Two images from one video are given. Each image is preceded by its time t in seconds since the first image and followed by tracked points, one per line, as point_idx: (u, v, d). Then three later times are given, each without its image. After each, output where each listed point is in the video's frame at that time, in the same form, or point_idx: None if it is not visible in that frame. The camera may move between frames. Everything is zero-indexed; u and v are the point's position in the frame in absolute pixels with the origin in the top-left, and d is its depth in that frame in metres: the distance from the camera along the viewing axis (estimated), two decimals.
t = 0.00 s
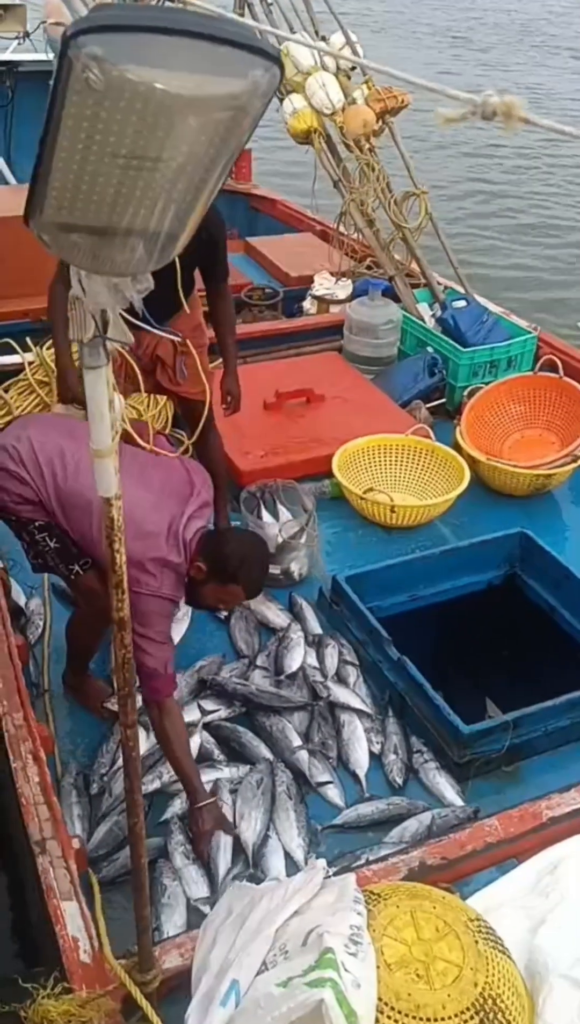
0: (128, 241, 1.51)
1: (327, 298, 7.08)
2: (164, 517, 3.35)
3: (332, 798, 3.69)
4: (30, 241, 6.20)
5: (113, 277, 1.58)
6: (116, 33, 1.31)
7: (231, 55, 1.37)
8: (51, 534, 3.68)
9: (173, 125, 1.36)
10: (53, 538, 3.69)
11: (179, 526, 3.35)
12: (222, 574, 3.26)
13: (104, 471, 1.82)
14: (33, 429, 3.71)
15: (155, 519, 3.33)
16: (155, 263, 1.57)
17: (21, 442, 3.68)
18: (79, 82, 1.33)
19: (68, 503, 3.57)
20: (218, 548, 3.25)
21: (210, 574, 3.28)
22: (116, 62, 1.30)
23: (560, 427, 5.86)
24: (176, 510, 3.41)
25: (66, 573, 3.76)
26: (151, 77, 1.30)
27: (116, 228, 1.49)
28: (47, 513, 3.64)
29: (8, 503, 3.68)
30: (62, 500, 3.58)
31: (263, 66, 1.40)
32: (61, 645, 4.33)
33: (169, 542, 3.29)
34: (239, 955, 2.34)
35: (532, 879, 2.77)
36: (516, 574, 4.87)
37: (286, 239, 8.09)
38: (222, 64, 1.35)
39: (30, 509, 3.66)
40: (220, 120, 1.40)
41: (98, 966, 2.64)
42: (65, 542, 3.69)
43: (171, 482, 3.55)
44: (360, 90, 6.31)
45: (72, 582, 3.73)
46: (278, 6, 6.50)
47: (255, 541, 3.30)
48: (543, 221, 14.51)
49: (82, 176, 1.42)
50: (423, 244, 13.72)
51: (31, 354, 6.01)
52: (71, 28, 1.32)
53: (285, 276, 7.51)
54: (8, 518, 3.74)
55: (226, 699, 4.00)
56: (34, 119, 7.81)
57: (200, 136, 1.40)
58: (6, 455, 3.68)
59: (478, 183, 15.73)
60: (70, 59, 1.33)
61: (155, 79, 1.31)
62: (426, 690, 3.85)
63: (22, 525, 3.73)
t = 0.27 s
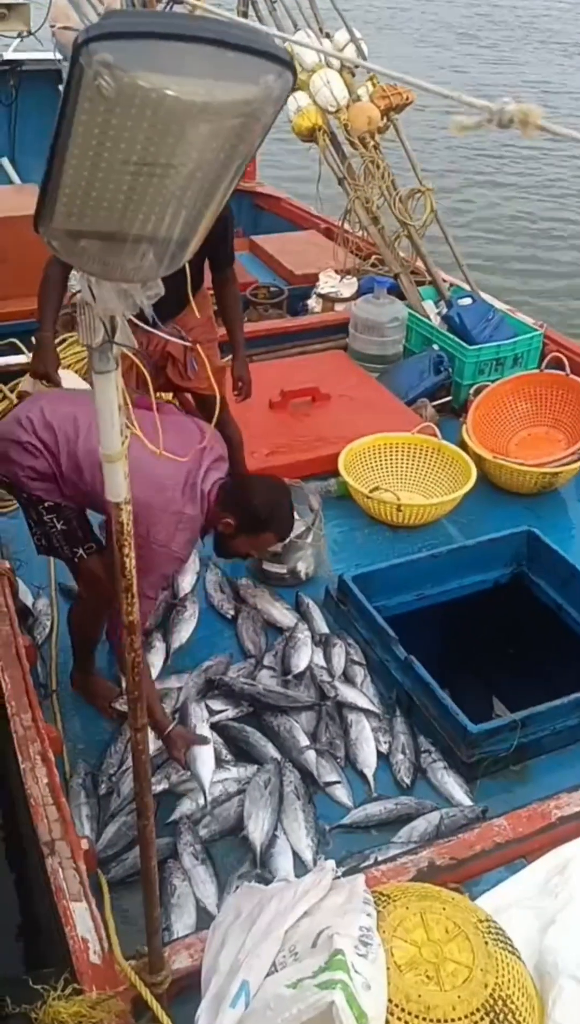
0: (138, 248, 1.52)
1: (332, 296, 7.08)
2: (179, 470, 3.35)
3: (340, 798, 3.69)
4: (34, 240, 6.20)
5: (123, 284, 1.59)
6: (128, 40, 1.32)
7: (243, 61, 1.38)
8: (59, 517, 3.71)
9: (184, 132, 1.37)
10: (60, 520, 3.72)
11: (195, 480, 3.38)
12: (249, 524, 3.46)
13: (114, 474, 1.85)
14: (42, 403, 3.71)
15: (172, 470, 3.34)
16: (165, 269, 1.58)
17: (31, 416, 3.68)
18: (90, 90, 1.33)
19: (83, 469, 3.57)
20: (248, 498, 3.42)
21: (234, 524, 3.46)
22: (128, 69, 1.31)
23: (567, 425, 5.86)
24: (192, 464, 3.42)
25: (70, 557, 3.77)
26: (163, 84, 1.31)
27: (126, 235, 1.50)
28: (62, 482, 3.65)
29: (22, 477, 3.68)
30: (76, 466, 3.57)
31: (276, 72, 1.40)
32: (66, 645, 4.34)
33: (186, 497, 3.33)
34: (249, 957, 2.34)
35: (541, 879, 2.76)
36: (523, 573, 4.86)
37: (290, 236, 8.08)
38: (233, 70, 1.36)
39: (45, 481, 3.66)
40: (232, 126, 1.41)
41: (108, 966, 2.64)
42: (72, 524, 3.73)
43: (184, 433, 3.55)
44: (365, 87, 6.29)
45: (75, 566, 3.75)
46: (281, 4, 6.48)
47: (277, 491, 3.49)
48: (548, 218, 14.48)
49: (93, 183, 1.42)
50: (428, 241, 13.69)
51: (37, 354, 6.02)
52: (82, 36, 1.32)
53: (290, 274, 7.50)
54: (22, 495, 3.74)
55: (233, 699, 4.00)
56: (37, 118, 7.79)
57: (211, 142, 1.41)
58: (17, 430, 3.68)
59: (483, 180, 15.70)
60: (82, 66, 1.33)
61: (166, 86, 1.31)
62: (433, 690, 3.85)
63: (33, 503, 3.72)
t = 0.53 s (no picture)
0: (147, 255, 1.53)
1: (336, 295, 7.07)
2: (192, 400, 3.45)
3: (347, 798, 3.69)
4: (38, 239, 6.19)
5: (132, 289, 1.60)
6: (139, 51, 1.32)
7: (252, 71, 1.39)
8: (68, 497, 3.79)
9: (195, 142, 1.38)
10: (68, 500, 3.80)
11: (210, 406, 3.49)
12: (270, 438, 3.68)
13: (123, 481, 1.86)
14: (45, 375, 3.63)
15: (189, 410, 3.43)
16: (175, 275, 1.60)
17: (36, 391, 3.61)
18: (101, 100, 1.33)
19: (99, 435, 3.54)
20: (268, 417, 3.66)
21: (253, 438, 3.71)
22: (138, 80, 1.31)
23: (572, 424, 5.85)
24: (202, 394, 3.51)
25: (76, 537, 3.87)
26: (173, 94, 1.31)
27: (135, 242, 1.51)
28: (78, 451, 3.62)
29: (36, 454, 3.65)
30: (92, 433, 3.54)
31: (286, 82, 1.42)
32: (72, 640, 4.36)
33: (204, 428, 3.45)
34: (257, 958, 2.34)
35: (549, 878, 2.76)
36: (529, 573, 4.86)
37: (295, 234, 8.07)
38: (243, 79, 1.38)
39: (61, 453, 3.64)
40: (242, 135, 1.42)
41: (116, 968, 2.65)
42: (79, 505, 3.82)
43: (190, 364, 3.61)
44: (369, 85, 6.26)
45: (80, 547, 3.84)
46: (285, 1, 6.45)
47: (294, 409, 3.67)
48: (553, 214, 14.46)
49: (102, 191, 1.43)
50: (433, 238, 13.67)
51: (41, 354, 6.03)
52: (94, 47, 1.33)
53: (295, 272, 7.49)
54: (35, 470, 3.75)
55: (240, 699, 4.00)
56: (40, 115, 7.77)
57: (220, 150, 1.42)
58: (24, 408, 3.63)
59: (487, 176, 15.67)
60: (92, 77, 1.33)
61: (176, 97, 1.32)
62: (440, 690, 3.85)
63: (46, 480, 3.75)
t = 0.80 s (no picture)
0: (159, 256, 1.54)
1: (339, 295, 7.07)
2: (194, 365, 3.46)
3: (352, 798, 3.69)
4: (41, 241, 6.19)
5: (144, 290, 1.61)
6: (157, 52, 1.32)
7: (270, 72, 1.37)
8: (77, 483, 3.69)
9: (210, 144, 1.38)
10: (76, 487, 3.70)
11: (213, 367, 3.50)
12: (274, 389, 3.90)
13: (131, 481, 1.86)
14: (47, 365, 3.56)
15: (195, 376, 3.46)
16: (186, 276, 1.60)
17: (42, 381, 3.54)
18: (118, 100, 1.34)
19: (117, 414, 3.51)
20: (272, 369, 3.88)
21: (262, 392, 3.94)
22: (156, 81, 1.32)
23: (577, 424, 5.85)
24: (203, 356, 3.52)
25: (83, 525, 3.75)
26: (189, 95, 1.31)
27: (147, 242, 1.51)
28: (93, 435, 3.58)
29: (49, 444, 3.57)
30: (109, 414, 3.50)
31: (303, 83, 1.41)
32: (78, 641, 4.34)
33: (215, 392, 3.49)
34: (264, 958, 2.33)
35: (557, 877, 2.75)
36: (534, 573, 4.86)
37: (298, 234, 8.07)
38: (260, 80, 1.37)
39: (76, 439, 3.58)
40: (258, 137, 1.41)
41: (123, 968, 2.64)
42: (88, 491, 3.72)
43: (189, 333, 3.66)
44: (372, 85, 6.25)
45: (88, 534, 3.77)
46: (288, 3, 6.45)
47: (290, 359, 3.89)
48: (556, 213, 14.44)
49: (116, 190, 1.44)
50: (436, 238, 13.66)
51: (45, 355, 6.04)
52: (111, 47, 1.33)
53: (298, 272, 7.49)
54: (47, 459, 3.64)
55: (245, 699, 4.00)
56: (43, 117, 7.76)
57: (235, 151, 1.42)
58: (31, 400, 3.55)
59: (490, 175, 15.66)
60: (110, 78, 1.33)
61: (192, 97, 1.32)
62: (445, 690, 3.85)
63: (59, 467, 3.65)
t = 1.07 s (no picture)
0: (177, 253, 1.55)
1: (342, 295, 7.07)
2: (197, 355, 3.52)
3: (357, 798, 3.69)
4: (44, 241, 6.19)
5: (160, 288, 1.62)
6: (182, 49, 1.32)
7: (293, 68, 1.38)
8: (88, 473, 3.74)
9: (231, 140, 1.39)
10: (87, 478, 3.75)
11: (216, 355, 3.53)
12: (272, 383, 3.77)
13: (143, 478, 1.86)
14: (56, 359, 3.62)
15: (199, 368, 3.49)
16: (202, 273, 1.61)
17: (52, 374, 3.60)
18: (142, 97, 1.34)
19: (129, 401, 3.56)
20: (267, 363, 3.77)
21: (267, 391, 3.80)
22: (181, 78, 1.32)
23: None
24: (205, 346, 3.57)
25: (93, 516, 3.79)
26: (213, 91, 1.32)
27: (165, 239, 1.52)
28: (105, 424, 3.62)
29: (62, 436, 3.61)
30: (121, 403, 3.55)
31: (325, 79, 1.41)
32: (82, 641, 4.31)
33: (220, 382, 3.51)
34: (270, 960, 2.31)
35: (564, 878, 2.74)
36: (538, 574, 4.86)
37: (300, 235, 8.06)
38: (283, 75, 1.37)
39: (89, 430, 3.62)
40: (278, 133, 1.42)
41: (128, 968, 2.64)
42: (98, 482, 3.77)
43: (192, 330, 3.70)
44: (375, 86, 6.23)
45: (97, 526, 3.80)
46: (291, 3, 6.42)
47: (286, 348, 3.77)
48: (559, 212, 14.42)
49: (136, 188, 1.44)
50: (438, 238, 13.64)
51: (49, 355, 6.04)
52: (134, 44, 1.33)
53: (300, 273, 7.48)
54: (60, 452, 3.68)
55: (249, 699, 4.00)
56: (46, 119, 7.74)
57: (255, 147, 1.42)
58: (42, 394, 3.59)
59: (492, 176, 15.64)
60: (134, 74, 1.33)
61: (216, 93, 1.32)
62: (450, 690, 3.85)
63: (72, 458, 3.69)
